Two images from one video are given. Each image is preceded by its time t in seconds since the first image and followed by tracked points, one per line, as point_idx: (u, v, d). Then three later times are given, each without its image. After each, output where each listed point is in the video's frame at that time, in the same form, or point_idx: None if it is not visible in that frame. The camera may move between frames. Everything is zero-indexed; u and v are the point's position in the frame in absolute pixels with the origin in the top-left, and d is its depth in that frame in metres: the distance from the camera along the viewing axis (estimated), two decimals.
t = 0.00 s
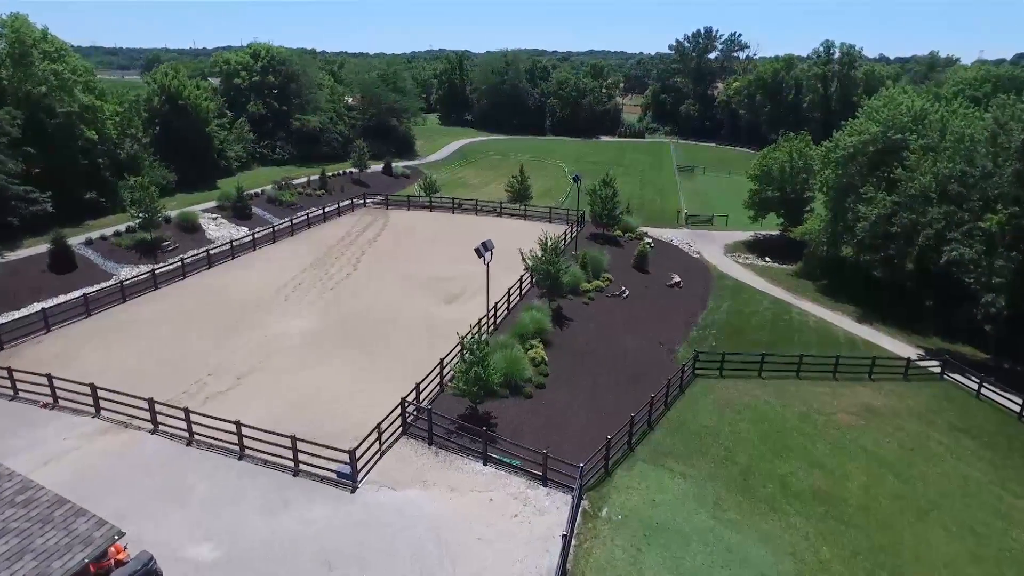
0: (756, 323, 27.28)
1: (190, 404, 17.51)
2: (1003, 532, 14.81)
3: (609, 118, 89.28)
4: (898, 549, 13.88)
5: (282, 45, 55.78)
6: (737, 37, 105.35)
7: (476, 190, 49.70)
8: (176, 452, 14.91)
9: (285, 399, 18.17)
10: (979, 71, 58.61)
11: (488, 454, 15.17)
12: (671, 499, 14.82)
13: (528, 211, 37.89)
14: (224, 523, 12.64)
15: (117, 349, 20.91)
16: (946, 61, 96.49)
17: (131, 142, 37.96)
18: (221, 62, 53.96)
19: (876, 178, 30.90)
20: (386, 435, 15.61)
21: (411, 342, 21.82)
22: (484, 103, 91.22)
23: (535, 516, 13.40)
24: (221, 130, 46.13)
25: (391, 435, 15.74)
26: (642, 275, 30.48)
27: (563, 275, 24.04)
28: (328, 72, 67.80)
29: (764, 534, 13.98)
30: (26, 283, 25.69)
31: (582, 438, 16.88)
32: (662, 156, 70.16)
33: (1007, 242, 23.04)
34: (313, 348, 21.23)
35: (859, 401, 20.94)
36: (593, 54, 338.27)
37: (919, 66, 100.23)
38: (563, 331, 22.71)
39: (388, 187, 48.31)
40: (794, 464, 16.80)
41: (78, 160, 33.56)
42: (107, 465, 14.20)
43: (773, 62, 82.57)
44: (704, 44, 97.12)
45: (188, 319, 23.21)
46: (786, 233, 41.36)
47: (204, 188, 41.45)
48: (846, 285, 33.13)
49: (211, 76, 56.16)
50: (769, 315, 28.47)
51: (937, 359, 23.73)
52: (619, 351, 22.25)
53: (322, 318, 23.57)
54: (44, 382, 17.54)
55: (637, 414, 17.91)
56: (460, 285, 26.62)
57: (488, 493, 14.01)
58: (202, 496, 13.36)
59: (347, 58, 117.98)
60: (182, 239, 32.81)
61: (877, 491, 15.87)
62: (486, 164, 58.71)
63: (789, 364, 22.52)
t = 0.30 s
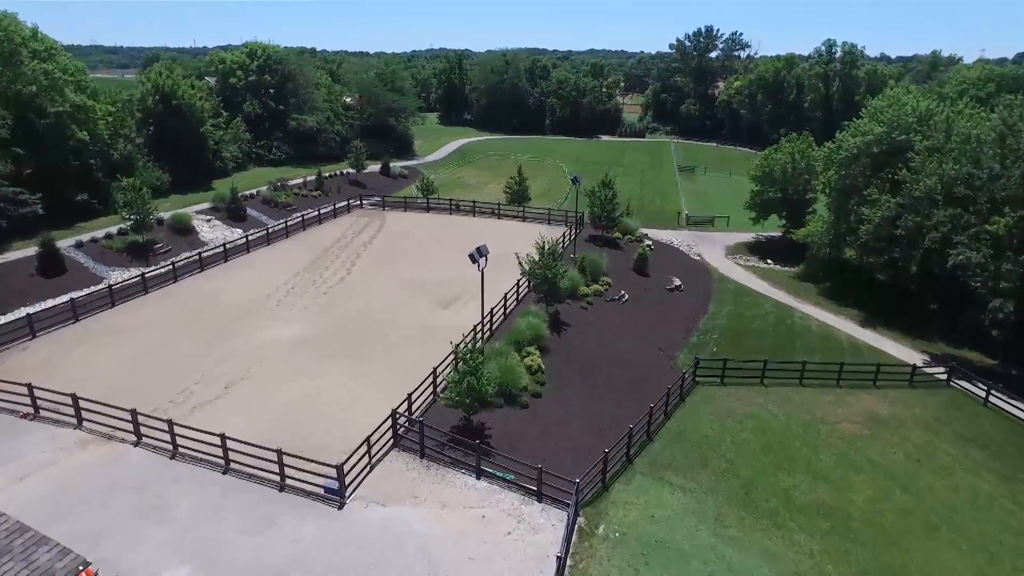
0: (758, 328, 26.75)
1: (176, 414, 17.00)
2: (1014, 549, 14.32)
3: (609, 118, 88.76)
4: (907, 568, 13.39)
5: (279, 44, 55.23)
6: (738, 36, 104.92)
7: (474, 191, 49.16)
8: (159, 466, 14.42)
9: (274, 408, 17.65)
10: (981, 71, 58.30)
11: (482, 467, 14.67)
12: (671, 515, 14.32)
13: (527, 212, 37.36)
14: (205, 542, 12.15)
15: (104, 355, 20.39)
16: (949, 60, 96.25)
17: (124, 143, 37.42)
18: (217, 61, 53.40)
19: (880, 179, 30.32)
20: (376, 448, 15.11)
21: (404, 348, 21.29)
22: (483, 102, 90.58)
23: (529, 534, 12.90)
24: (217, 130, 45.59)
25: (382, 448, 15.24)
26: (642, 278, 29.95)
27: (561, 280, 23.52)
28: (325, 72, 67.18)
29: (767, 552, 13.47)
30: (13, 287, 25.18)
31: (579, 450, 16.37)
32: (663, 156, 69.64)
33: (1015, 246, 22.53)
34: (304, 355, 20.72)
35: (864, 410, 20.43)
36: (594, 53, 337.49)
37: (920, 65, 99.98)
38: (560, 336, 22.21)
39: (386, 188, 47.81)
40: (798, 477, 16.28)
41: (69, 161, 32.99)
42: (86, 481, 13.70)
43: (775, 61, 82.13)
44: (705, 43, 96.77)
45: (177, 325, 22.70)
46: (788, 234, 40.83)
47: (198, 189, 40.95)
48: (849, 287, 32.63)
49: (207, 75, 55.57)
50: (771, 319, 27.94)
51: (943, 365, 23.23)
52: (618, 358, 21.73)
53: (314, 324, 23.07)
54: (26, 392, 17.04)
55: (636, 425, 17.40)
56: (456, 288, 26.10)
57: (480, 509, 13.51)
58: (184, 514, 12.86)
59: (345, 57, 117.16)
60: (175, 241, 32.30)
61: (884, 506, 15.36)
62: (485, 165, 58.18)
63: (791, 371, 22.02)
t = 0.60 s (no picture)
0: (759, 333, 26.24)
1: (160, 426, 16.48)
2: None
3: (609, 118, 88.23)
4: None
5: (275, 44, 54.73)
6: (738, 35, 104.34)
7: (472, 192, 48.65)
8: (139, 481, 13.89)
9: (262, 419, 17.13)
10: (984, 70, 57.87)
11: (473, 483, 14.15)
12: (670, 533, 13.79)
13: (525, 214, 36.85)
14: (183, 565, 11.63)
15: (89, 363, 19.85)
16: (951, 60, 95.74)
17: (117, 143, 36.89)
18: (213, 61, 52.91)
19: (883, 181, 29.79)
20: (364, 462, 14.59)
21: (398, 356, 20.79)
22: (482, 102, 89.98)
23: (522, 554, 12.38)
24: (212, 130, 45.08)
25: (371, 463, 14.73)
26: (641, 281, 29.43)
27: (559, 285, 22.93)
28: (323, 72, 66.66)
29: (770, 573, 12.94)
30: None
31: (574, 463, 15.83)
32: (663, 156, 69.13)
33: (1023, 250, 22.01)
34: (295, 363, 20.20)
35: (868, 419, 19.90)
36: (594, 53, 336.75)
37: (922, 64, 99.49)
38: (557, 343, 21.70)
39: (383, 189, 47.31)
40: (802, 491, 15.74)
41: (60, 161, 32.55)
42: (62, 498, 13.18)
43: (776, 60, 81.60)
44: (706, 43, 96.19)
45: (165, 331, 22.16)
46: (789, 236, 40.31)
47: (193, 190, 40.50)
48: (852, 291, 32.11)
49: (203, 75, 55.06)
50: (772, 324, 27.43)
51: (949, 373, 22.69)
52: (616, 365, 21.22)
53: (306, 330, 22.56)
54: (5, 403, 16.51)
55: (634, 437, 16.88)
56: (452, 293, 25.58)
57: (471, 528, 12.99)
58: (163, 534, 12.34)
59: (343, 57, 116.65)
60: (167, 244, 31.79)
61: (891, 522, 14.83)
62: (484, 165, 57.65)
63: (794, 378, 21.49)
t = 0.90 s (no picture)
0: (760, 338, 25.72)
1: (143, 438, 15.96)
2: None
3: (609, 117, 87.64)
4: None
5: (272, 42, 54.14)
6: (739, 33, 103.73)
7: (470, 192, 48.13)
8: (117, 497, 13.37)
9: (248, 429, 16.61)
10: (987, 70, 57.31)
11: (465, 499, 13.64)
12: (668, 551, 13.27)
13: (523, 215, 36.32)
14: None
15: (72, 370, 19.32)
16: (953, 58, 95.17)
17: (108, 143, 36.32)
18: (208, 59, 52.29)
19: (887, 182, 29.24)
20: (352, 476, 14.07)
21: (390, 362, 20.28)
22: (482, 100, 89.29)
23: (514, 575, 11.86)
24: (206, 130, 44.52)
25: (359, 477, 14.20)
26: (641, 284, 28.89)
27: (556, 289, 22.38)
28: (320, 70, 66.06)
29: None
30: None
31: (569, 476, 15.31)
32: (663, 156, 68.60)
33: None
34: (284, 371, 19.66)
35: (873, 428, 19.39)
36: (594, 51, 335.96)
37: (924, 63, 98.84)
38: (554, 349, 21.18)
39: (380, 189, 46.77)
40: (806, 506, 15.22)
41: (51, 161, 32.16)
42: (35, 516, 12.66)
43: (777, 58, 81.04)
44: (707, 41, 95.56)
45: (153, 336, 21.64)
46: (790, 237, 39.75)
47: (187, 190, 40.00)
48: (855, 294, 31.56)
49: (198, 74, 54.48)
50: (774, 328, 26.91)
51: (956, 379, 22.17)
52: (614, 372, 20.69)
53: (296, 336, 22.03)
54: None
55: (632, 449, 16.36)
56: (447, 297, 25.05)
57: (461, 547, 12.46)
58: (139, 555, 11.83)
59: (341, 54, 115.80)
60: (158, 246, 31.27)
61: (898, 540, 14.30)
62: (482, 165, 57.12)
63: (797, 386, 20.97)
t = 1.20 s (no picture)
0: (762, 343, 25.17)
1: (124, 450, 15.42)
2: None
3: (609, 116, 87.02)
4: None
5: (267, 40, 53.55)
6: (741, 31, 103.03)
7: (468, 192, 47.57)
8: (92, 514, 12.85)
9: (234, 440, 16.07)
10: (991, 69, 56.64)
11: (455, 516, 13.11)
12: (667, 571, 12.74)
13: (521, 216, 35.76)
14: None
15: (54, 377, 18.77)
16: (956, 56, 94.43)
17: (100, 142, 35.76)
18: (202, 57, 51.68)
19: (891, 183, 28.71)
20: (338, 492, 13.53)
21: (382, 369, 19.74)
22: (481, 99, 88.61)
23: None
24: (201, 129, 43.95)
25: (345, 493, 13.66)
26: (640, 287, 28.33)
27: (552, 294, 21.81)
28: (317, 68, 65.45)
29: None
30: None
31: (565, 490, 14.77)
32: (663, 155, 68.01)
33: None
34: (272, 378, 19.15)
35: (878, 437, 18.84)
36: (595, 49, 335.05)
37: (927, 61, 98.05)
38: (550, 355, 20.65)
39: (377, 189, 46.24)
40: (809, 521, 14.68)
41: (40, 161, 31.63)
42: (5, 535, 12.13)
43: (779, 57, 80.40)
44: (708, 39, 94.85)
45: (139, 342, 21.11)
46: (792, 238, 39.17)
47: (180, 190, 39.44)
48: (858, 296, 31.01)
49: (193, 71, 53.90)
50: (776, 332, 26.36)
51: (962, 386, 21.63)
52: (611, 379, 20.13)
53: (287, 341, 21.51)
54: None
55: (630, 461, 15.82)
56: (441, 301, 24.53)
57: (450, 568, 11.93)
58: None
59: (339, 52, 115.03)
60: (149, 248, 30.72)
61: (905, 557, 13.77)
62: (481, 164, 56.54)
63: (799, 393, 20.43)
